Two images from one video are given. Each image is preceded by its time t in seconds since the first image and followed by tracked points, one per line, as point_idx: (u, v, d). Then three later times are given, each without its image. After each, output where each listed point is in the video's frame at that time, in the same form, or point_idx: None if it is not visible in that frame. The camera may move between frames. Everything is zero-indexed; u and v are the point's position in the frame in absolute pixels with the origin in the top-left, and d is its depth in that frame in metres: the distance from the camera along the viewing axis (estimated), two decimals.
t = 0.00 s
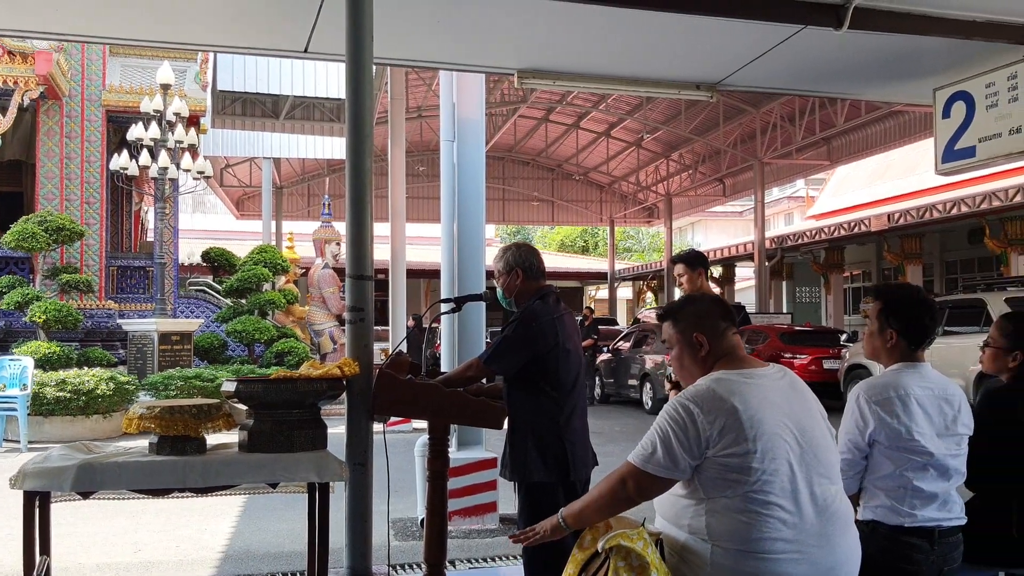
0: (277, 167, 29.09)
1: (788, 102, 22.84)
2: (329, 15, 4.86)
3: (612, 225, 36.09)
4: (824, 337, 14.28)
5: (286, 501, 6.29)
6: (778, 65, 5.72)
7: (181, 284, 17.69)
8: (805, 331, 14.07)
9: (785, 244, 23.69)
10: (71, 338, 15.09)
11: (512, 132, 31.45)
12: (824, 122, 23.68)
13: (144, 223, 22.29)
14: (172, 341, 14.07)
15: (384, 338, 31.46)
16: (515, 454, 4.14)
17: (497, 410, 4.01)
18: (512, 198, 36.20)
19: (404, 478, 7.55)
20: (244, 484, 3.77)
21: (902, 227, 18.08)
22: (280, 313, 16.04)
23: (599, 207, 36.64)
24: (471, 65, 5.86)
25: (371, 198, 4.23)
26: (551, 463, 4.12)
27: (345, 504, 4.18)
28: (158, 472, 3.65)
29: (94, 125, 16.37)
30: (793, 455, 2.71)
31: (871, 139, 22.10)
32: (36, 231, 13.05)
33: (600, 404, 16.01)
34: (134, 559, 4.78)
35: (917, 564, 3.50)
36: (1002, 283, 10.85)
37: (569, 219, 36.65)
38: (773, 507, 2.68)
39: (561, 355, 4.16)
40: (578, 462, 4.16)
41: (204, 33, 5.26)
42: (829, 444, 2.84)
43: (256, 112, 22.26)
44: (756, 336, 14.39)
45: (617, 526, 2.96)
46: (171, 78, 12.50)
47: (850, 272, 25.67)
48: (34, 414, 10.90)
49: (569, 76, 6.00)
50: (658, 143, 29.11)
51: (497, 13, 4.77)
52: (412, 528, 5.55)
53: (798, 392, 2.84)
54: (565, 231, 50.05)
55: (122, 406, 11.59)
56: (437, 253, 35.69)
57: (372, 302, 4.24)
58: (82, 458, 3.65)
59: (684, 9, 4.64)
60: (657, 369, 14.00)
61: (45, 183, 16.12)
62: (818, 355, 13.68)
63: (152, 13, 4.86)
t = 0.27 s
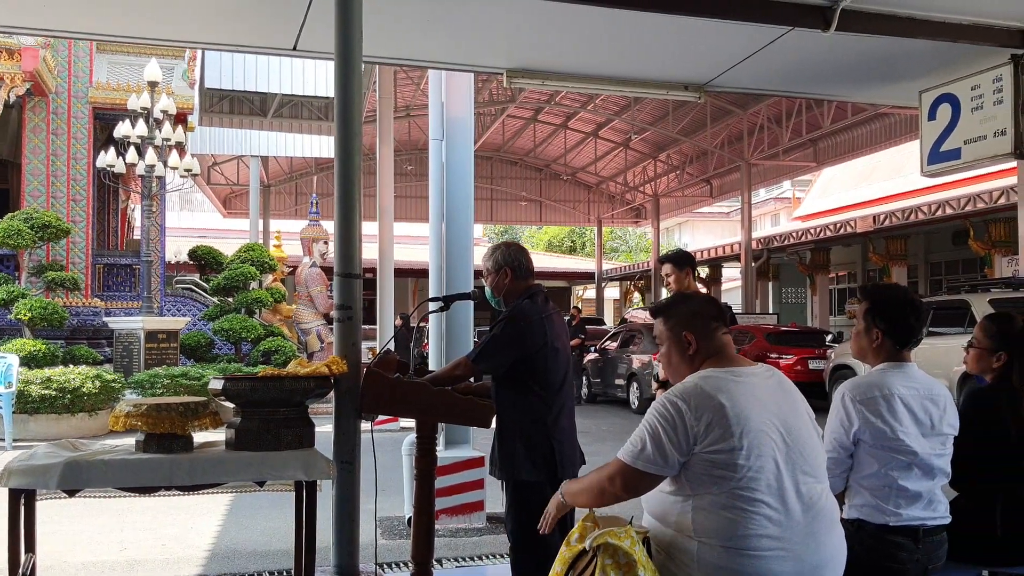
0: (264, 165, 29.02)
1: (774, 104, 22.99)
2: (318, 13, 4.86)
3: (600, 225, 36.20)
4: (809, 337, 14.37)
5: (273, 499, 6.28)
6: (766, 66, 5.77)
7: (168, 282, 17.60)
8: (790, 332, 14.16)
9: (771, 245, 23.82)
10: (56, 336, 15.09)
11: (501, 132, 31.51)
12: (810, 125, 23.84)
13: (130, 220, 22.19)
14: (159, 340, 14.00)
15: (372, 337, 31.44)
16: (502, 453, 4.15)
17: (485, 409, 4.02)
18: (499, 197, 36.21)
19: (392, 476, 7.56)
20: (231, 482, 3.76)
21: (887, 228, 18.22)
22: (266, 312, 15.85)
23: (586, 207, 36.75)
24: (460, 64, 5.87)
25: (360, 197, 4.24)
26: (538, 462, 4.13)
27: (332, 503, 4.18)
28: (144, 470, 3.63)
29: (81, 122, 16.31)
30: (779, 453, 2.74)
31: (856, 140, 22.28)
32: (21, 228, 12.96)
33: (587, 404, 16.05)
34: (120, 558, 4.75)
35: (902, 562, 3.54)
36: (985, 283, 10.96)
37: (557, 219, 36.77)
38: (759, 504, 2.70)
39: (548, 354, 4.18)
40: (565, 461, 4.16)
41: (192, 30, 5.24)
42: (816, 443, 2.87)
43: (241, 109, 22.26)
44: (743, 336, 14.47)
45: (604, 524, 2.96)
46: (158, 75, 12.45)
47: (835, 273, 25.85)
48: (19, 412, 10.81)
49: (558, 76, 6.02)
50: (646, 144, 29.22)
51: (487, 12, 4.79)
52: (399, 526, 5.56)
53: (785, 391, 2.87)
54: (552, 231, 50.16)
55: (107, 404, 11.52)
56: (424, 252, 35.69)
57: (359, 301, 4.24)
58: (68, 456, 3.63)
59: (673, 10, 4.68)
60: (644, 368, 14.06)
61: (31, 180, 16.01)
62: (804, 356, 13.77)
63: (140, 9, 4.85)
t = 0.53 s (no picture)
0: (254, 163, 28.93)
1: (764, 104, 23.07)
2: (310, 10, 4.86)
3: (590, 225, 36.26)
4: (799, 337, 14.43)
5: (262, 498, 6.26)
6: (757, 65, 5.79)
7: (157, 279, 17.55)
8: (780, 331, 14.20)
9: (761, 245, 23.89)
10: (44, 333, 15.16)
11: (491, 130, 31.51)
12: (800, 125, 23.94)
13: (119, 217, 22.09)
14: (147, 337, 13.94)
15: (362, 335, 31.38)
16: (491, 450, 4.16)
17: (474, 407, 4.02)
18: (490, 196, 36.21)
19: (381, 475, 7.56)
20: (221, 479, 3.76)
21: (876, 229, 18.30)
22: (256, 310, 16.11)
23: (577, 206, 36.80)
24: (451, 62, 5.88)
25: (351, 194, 4.23)
26: (527, 460, 4.13)
27: (322, 502, 4.18)
28: (133, 468, 3.62)
29: (70, 118, 16.23)
30: (769, 450, 2.75)
31: (846, 141, 22.39)
32: (9, 225, 12.86)
33: (577, 403, 16.07)
34: (107, 556, 4.73)
35: (890, 561, 3.58)
36: (973, 284, 11.02)
37: (547, 217, 36.82)
38: (747, 501, 2.71)
39: (538, 352, 4.18)
40: (554, 459, 4.17)
41: (182, 26, 5.22)
42: (807, 441, 2.87)
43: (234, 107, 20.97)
44: (732, 336, 14.50)
45: (593, 522, 2.96)
46: (149, 71, 12.42)
47: (825, 273, 25.95)
48: (7, 410, 10.74)
49: (549, 75, 6.03)
50: (636, 143, 29.29)
51: (480, 10, 4.79)
52: (389, 524, 5.57)
53: (777, 389, 2.87)
54: (542, 230, 50.22)
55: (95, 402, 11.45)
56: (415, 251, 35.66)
57: (350, 299, 4.24)
58: (56, 453, 3.61)
59: (665, 9, 4.69)
60: (634, 367, 14.08)
61: (20, 176, 15.91)
62: (793, 355, 13.82)
63: (130, 5, 4.82)
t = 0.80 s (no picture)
0: (247, 160, 28.88)
1: (757, 103, 23.12)
2: (303, 6, 4.85)
3: (583, 223, 36.29)
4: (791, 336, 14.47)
5: (254, 496, 6.24)
6: (750, 64, 5.80)
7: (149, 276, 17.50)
8: (772, 330, 14.23)
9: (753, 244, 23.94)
10: (36, 330, 15.23)
11: (485, 128, 31.53)
12: (793, 125, 23.99)
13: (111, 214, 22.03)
14: (139, 334, 13.94)
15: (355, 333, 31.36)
16: (484, 447, 4.16)
17: (467, 404, 4.01)
18: (483, 194, 36.25)
19: (374, 472, 7.56)
20: (212, 476, 3.75)
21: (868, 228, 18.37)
22: (249, 306, 16.14)
23: (570, 205, 36.83)
24: (446, 59, 5.88)
25: (345, 191, 4.23)
26: (520, 457, 4.13)
27: (314, 499, 4.17)
28: (124, 464, 3.61)
29: (62, 114, 16.18)
30: (761, 447, 2.76)
31: (838, 141, 22.46)
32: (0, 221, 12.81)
33: (569, 401, 16.09)
34: (98, 552, 4.72)
35: (881, 559, 3.59)
36: (964, 283, 11.06)
37: (540, 216, 36.86)
38: (739, 497, 2.72)
39: (532, 349, 4.19)
40: (547, 457, 4.17)
41: (175, 22, 5.21)
42: (799, 439, 2.89)
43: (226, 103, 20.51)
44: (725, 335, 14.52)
45: (587, 520, 2.96)
46: (141, 67, 12.37)
47: (816, 272, 26.03)
48: None
49: (543, 72, 6.03)
50: (630, 142, 29.32)
51: (474, 7, 4.79)
52: (381, 522, 5.57)
53: (770, 387, 2.89)
54: (535, 228, 50.27)
55: (87, 399, 11.41)
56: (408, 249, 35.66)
57: (343, 296, 4.23)
58: (47, 449, 3.60)
59: (658, 7, 4.70)
60: (627, 366, 14.10)
61: (11, 172, 15.89)
62: (785, 355, 13.86)
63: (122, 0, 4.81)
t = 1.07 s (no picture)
0: (240, 157, 28.83)
1: (752, 102, 23.14)
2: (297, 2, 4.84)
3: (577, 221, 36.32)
4: (784, 334, 14.50)
5: (247, 493, 6.23)
6: (745, 62, 5.81)
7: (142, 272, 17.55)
8: (766, 329, 14.25)
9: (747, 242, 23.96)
10: (29, 327, 15.05)
11: (479, 126, 31.53)
12: (788, 124, 24.03)
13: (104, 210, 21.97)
14: (132, 331, 13.94)
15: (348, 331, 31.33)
16: (477, 443, 4.16)
17: (461, 400, 4.02)
18: (477, 191, 36.27)
19: (367, 469, 7.55)
20: (205, 473, 3.74)
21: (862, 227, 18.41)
22: (243, 303, 15.98)
23: (564, 203, 36.84)
24: (440, 55, 5.87)
25: (339, 186, 4.23)
26: (513, 454, 4.13)
27: (308, 496, 4.17)
28: (117, 460, 3.60)
29: (55, 110, 16.13)
30: (753, 443, 2.76)
31: (833, 139, 22.50)
32: None
33: (563, 399, 16.10)
34: (90, 549, 4.71)
35: (873, 556, 3.60)
36: (958, 282, 11.10)
37: (534, 213, 36.89)
38: (731, 493, 2.72)
39: (525, 346, 4.18)
40: (540, 454, 4.17)
41: (169, 17, 5.19)
42: (793, 436, 2.88)
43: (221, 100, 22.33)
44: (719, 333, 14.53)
45: (579, 516, 2.97)
46: (134, 63, 12.34)
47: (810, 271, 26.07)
48: None
49: (538, 70, 6.04)
50: (625, 140, 29.31)
51: (469, 4, 4.79)
52: (375, 519, 5.56)
53: (764, 384, 2.89)
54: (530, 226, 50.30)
55: (79, 395, 11.37)
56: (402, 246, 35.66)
57: (337, 292, 4.23)
58: (39, 446, 3.59)
59: (653, 4, 4.70)
60: (621, 363, 14.12)
61: (4, 168, 15.84)
62: (778, 353, 13.90)
63: None
